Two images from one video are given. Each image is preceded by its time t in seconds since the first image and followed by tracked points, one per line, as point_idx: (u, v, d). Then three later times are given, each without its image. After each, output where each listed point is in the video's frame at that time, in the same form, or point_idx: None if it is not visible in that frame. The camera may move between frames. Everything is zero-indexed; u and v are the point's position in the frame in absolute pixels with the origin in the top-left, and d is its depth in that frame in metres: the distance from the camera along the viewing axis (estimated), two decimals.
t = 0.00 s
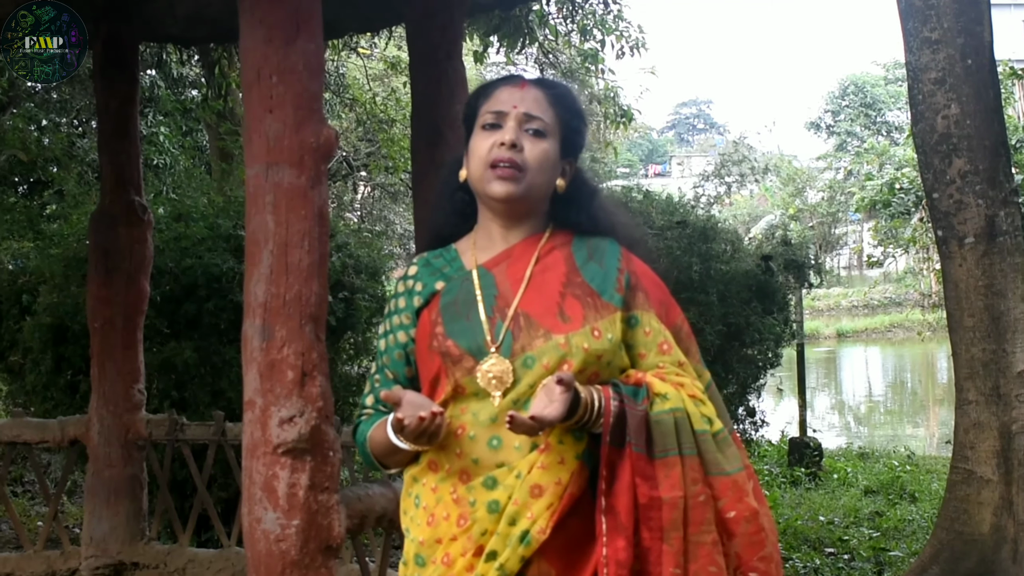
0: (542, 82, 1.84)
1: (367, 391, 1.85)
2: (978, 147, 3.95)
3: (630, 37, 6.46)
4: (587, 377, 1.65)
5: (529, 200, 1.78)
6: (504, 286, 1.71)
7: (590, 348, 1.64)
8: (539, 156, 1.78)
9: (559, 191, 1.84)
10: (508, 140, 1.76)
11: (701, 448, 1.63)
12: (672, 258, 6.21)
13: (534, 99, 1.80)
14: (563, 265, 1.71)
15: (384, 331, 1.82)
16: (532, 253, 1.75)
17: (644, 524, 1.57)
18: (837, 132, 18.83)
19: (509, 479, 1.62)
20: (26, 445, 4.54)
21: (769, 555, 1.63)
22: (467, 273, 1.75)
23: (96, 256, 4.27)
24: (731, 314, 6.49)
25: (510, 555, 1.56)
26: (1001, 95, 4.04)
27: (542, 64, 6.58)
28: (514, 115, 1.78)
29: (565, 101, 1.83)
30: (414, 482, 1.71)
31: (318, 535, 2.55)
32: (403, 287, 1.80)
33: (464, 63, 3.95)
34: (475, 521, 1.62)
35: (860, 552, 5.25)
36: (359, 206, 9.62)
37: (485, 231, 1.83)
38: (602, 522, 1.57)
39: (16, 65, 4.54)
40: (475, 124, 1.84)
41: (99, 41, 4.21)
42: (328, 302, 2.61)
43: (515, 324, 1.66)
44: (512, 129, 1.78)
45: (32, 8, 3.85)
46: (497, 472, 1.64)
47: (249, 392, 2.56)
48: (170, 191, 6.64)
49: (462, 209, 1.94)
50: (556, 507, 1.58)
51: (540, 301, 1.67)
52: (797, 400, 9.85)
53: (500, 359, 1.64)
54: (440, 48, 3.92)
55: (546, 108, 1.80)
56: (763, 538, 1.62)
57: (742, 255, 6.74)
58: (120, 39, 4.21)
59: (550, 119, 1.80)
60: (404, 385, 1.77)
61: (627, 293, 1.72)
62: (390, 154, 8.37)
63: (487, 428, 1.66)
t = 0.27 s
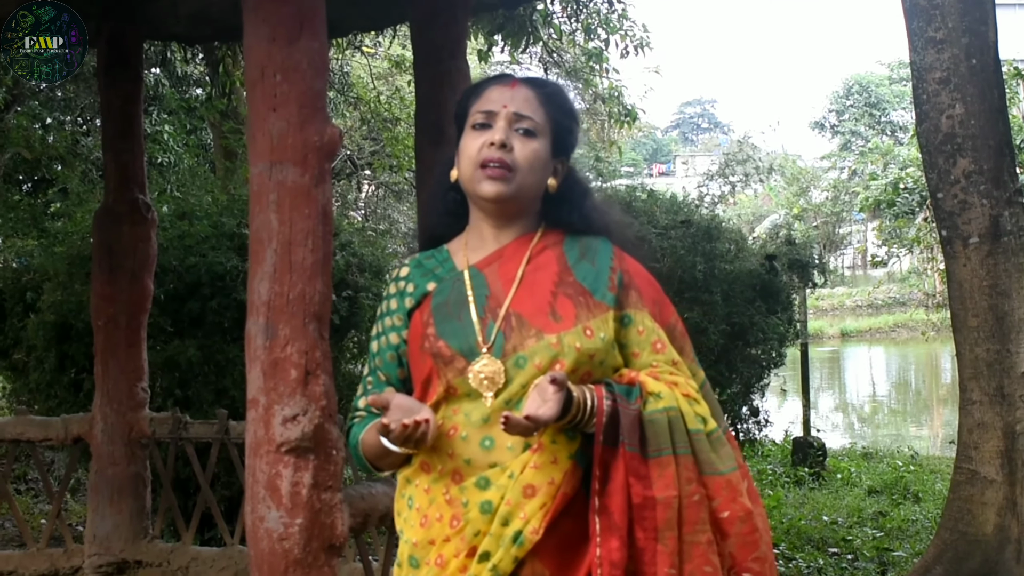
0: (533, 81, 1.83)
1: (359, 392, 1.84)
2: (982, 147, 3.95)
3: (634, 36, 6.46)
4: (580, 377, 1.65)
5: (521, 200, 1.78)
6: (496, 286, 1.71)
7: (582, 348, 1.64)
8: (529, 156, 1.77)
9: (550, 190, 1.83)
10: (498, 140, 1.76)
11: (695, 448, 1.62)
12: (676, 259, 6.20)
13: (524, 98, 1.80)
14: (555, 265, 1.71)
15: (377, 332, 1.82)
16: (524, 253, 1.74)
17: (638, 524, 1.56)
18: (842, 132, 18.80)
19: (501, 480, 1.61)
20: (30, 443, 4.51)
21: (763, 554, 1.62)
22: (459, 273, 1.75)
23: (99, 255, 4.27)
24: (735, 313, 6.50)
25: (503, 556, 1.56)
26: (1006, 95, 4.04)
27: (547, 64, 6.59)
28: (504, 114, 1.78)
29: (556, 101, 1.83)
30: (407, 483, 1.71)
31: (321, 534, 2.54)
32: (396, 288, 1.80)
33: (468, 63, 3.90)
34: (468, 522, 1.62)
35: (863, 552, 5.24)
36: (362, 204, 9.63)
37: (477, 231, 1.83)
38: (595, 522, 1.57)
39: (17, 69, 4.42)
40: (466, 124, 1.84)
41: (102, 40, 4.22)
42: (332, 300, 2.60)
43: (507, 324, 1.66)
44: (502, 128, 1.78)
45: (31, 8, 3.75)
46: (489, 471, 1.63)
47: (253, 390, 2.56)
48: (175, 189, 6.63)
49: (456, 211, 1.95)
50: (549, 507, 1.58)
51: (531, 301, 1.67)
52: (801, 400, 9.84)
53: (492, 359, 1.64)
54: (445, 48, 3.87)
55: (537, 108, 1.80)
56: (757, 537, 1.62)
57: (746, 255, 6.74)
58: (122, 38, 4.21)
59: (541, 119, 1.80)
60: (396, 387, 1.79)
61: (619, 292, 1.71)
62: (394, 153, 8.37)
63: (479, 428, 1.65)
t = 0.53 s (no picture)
0: (526, 80, 1.83)
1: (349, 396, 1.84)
2: (987, 146, 3.94)
3: (638, 35, 6.45)
4: (571, 377, 1.64)
5: (513, 200, 1.78)
6: (487, 286, 1.70)
7: (574, 348, 1.63)
8: (521, 155, 1.77)
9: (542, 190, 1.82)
10: (490, 139, 1.75)
11: (688, 447, 1.61)
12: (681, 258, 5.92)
13: (517, 98, 1.79)
14: (546, 265, 1.70)
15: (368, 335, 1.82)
16: (516, 252, 1.74)
17: (632, 525, 1.56)
18: (846, 131, 18.77)
19: (493, 480, 1.61)
20: (34, 441, 4.55)
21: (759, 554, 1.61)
22: (450, 274, 1.75)
23: (102, 253, 4.27)
24: (739, 311, 6.20)
25: (495, 558, 1.56)
26: (1010, 94, 4.04)
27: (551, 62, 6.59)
28: (497, 114, 1.78)
29: (549, 99, 1.82)
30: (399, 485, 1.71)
31: (325, 532, 2.54)
32: (388, 289, 1.80)
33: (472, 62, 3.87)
34: (460, 523, 1.63)
35: (868, 552, 5.22)
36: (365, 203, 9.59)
37: (469, 232, 1.83)
38: (587, 524, 1.56)
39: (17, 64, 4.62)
40: (459, 124, 1.84)
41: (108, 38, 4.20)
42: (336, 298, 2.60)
43: (498, 325, 1.65)
44: (494, 128, 1.77)
45: (32, 8, 3.92)
46: (481, 472, 1.63)
47: (257, 389, 2.55)
48: (178, 187, 6.63)
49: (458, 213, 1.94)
50: (541, 508, 1.57)
51: (523, 301, 1.66)
52: (805, 399, 9.84)
53: (483, 359, 1.63)
54: (448, 46, 3.86)
55: (529, 106, 1.79)
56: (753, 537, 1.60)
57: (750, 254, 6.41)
58: (127, 37, 4.20)
59: (533, 118, 1.79)
60: (389, 390, 1.78)
61: (611, 291, 1.71)
62: (398, 152, 8.37)
63: (471, 429, 1.65)
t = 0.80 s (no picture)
0: (513, 78, 1.82)
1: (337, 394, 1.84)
2: (990, 143, 3.94)
3: (641, 32, 6.46)
4: (557, 374, 1.64)
5: (500, 198, 1.77)
6: (472, 285, 1.70)
7: (560, 345, 1.63)
8: (507, 154, 1.76)
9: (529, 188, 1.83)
10: (476, 138, 1.75)
11: (676, 444, 1.61)
12: (684, 254, 5.53)
13: (504, 96, 1.79)
14: (532, 262, 1.71)
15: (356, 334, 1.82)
16: (501, 251, 1.74)
17: (620, 522, 1.55)
18: (849, 128, 18.75)
19: (478, 479, 1.60)
20: (36, 438, 4.50)
21: (748, 551, 1.61)
22: (436, 273, 1.75)
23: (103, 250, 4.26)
24: (743, 309, 5.72)
25: (482, 557, 1.55)
26: (1013, 90, 4.03)
27: (553, 59, 6.60)
28: (484, 112, 1.77)
29: (535, 99, 1.82)
30: (386, 484, 1.71)
31: (328, 528, 2.55)
32: (374, 288, 1.80)
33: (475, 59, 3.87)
34: (445, 522, 1.62)
35: (870, 548, 5.27)
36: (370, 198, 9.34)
37: (455, 230, 1.83)
38: (574, 522, 1.55)
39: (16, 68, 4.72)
40: (445, 121, 1.84)
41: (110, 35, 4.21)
42: (337, 295, 2.60)
43: (483, 323, 1.65)
44: (481, 127, 1.77)
45: (32, 8, 4.02)
46: (466, 471, 1.62)
47: (258, 385, 2.56)
48: (181, 184, 6.64)
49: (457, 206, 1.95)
50: (526, 506, 1.56)
51: (508, 299, 1.66)
52: (807, 396, 9.84)
53: (468, 358, 1.63)
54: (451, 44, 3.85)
55: (516, 106, 1.79)
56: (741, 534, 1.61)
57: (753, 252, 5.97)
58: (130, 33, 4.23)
59: (519, 117, 1.78)
60: (377, 387, 1.79)
61: (597, 288, 1.71)
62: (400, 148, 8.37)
63: (455, 427, 1.64)
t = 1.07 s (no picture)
0: (510, 67, 1.77)
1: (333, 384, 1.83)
2: (998, 122, 3.94)
3: (648, 14, 6.46)
4: (547, 364, 1.60)
5: (495, 188, 1.73)
6: (462, 275, 1.67)
7: (549, 335, 1.59)
8: (505, 146, 1.72)
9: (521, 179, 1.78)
10: (475, 129, 1.70)
11: (669, 432, 1.56)
12: (693, 236, 5.39)
13: (501, 86, 1.74)
14: (522, 248, 1.66)
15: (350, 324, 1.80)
16: (491, 238, 1.70)
17: (615, 510, 1.52)
18: (856, 107, 18.68)
19: (468, 470, 1.59)
20: (47, 426, 4.49)
21: (740, 537, 1.58)
22: (426, 262, 1.72)
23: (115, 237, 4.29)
24: (752, 290, 5.59)
25: (472, 548, 1.55)
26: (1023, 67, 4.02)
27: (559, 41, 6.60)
28: (481, 102, 1.72)
29: (532, 90, 1.78)
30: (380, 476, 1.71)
31: (339, 514, 2.54)
32: (366, 278, 1.78)
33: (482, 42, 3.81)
34: (436, 513, 1.61)
35: (883, 528, 5.48)
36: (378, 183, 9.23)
37: (447, 217, 1.78)
38: (562, 512, 1.54)
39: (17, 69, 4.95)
40: (441, 108, 1.78)
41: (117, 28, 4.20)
42: (347, 281, 2.60)
43: (471, 313, 1.62)
44: (476, 116, 1.72)
45: (32, 8, 4.28)
46: (456, 462, 1.61)
47: (268, 371, 2.55)
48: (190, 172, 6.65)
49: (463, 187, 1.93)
50: (515, 497, 1.54)
51: (496, 289, 1.62)
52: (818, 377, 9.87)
53: (456, 350, 1.60)
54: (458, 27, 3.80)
55: (514, 96, 1.74)
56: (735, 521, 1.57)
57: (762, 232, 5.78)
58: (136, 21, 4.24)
59: (517, 109, 1.74)
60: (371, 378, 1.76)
61: (588, 275, 1.65)
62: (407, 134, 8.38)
63: (445, 418, 1.62)
